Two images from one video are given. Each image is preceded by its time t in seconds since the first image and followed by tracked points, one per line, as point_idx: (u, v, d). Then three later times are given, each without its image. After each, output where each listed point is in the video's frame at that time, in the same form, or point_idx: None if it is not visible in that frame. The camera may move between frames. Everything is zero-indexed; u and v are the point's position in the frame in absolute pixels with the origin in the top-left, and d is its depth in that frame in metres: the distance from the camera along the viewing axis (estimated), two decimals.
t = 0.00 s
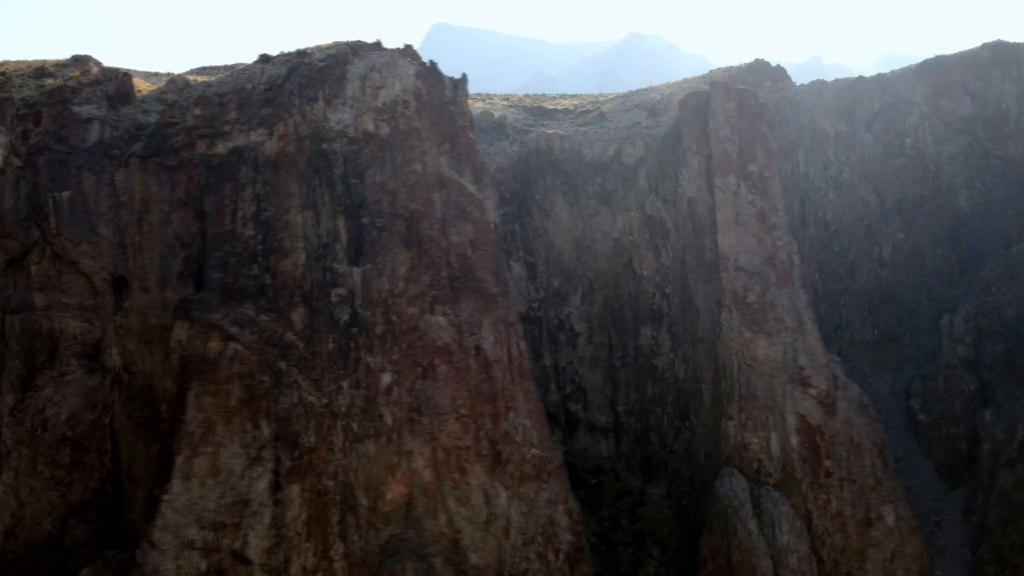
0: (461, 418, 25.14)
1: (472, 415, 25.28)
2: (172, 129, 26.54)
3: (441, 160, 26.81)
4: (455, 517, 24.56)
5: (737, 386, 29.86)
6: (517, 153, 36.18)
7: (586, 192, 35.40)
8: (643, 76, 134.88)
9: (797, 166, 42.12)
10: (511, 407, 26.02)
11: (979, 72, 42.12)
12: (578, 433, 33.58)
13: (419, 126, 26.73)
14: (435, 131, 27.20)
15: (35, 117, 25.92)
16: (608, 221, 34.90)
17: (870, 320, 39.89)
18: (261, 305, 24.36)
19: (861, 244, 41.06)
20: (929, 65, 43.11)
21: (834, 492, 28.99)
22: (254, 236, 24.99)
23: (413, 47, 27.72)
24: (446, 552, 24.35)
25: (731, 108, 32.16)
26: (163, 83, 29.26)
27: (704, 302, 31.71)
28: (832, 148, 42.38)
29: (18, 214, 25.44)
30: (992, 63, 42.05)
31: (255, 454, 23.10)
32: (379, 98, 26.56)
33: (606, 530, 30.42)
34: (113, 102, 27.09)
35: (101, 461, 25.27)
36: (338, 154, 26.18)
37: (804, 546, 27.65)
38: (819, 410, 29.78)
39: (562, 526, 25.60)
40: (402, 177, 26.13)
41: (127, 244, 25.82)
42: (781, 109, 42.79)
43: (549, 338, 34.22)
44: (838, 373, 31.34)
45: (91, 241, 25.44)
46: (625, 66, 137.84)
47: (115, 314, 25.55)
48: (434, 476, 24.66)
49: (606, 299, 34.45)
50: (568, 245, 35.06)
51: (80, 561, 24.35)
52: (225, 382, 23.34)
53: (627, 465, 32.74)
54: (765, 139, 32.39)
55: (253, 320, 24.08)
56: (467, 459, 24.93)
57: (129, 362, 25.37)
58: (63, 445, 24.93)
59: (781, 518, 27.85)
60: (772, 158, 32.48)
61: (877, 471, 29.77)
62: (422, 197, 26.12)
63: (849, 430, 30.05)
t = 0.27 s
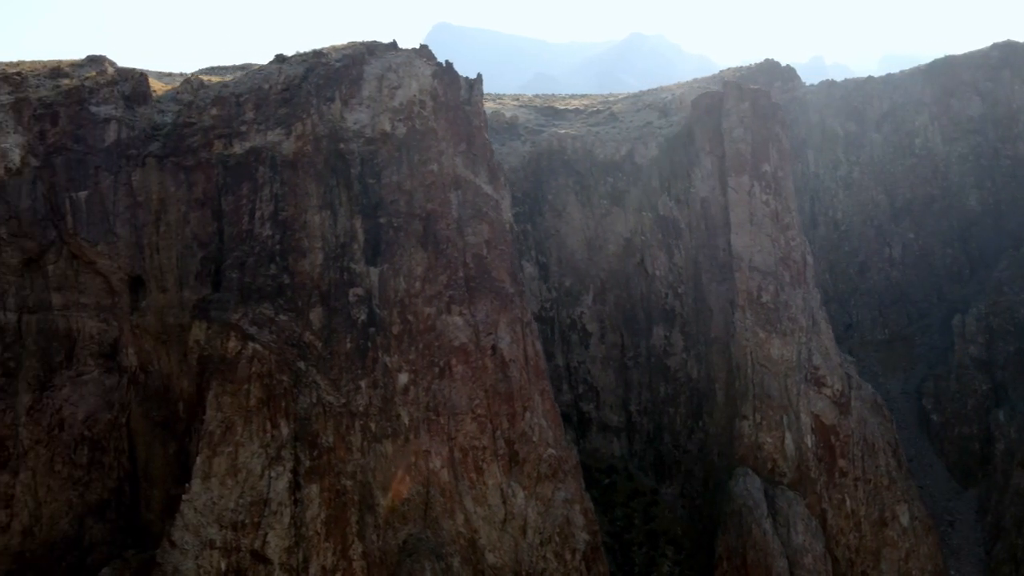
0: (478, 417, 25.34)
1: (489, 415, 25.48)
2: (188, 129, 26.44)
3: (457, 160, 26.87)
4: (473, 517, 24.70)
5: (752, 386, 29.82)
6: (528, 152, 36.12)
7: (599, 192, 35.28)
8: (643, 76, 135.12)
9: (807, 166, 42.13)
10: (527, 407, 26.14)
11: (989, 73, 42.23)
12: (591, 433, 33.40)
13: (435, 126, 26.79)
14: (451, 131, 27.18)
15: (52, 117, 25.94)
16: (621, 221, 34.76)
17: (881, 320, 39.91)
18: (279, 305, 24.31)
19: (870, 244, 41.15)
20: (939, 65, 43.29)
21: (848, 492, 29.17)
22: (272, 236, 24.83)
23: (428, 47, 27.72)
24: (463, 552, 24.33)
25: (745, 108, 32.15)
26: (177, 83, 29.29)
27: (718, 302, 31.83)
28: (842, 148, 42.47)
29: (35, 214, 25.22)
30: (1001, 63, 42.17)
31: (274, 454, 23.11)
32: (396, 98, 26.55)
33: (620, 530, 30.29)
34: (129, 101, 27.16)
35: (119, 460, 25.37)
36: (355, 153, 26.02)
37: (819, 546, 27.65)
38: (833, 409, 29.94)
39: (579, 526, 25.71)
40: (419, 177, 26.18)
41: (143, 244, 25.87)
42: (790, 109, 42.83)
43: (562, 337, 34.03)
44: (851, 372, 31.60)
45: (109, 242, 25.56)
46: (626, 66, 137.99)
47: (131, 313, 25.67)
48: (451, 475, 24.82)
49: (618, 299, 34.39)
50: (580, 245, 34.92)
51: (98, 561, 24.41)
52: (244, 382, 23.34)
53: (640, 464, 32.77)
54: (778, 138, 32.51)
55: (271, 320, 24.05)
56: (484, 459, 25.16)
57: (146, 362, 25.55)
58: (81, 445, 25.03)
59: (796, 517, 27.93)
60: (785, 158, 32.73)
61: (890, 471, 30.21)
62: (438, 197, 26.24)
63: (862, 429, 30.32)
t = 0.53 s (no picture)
0: (496, 417, 25.36)
1: (507, 414, 25.50)
2: (207, 129, 26.56)
3: (474, 160, 27.07)
4: (491, 516, 24.67)
5: (767, 386, 29.85)
6: (541, 153, 36.19)
7: (611, 192, 35.35)
8: (645, 76, 135.28)
9: (818, 165, 42.13)
10: (545, 407, 26.20)
11: (1000, 73, 42.15)
12: (604, 433, 33.46)
13: (453, 126, 26.91)
14: (469, 131, 27.42)
15: (70, 117, 25.97)
16: (633, 221, 34.88)
17: (891, 320, 39.94)
18: (299, 305, 24.43)
19: (881, 244, 41.21)
20: (949, 66, 43.29)
21: (863, 491, 29.12)
22: (291, 236, 25.06)
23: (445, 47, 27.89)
24: (482, 551, 24.37)
25: (759, 108, 32.19)
26: (194, 83, 29.37)
27: (732, 302, 31.90)
28: (852, 148, 42.60)
29: (54, 214, 25.26)
30: (1011, 63, 42.08)
31: (294, 453, 23.10)
32: (414, 98, 26.56)
33: (635, 529, 30.33)
34: (147, 102, 27.20)
35: (137, 460, 25.41)
36: (373, 154, 26.13)
37: (835, 546, 27.60)
38: (848, 409, 29.91)
39: (596, 526, 25.79)
40: (437, 177, 26.25)
41: (161, 244, 25.89)
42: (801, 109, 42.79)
43: (575, 337, 34.16)
44: (866, 372, 31.63)
45: (127, 242, 25.58)
46: (628, 66, 138.11)
47: (148, 313, 25.61)
48: (470, 475, 24.83)
49: (631, 300, 34.48)
50: (593, 245, 34.98)
51: (116, 561, 24.40)
52: (263, 382, 23.32)
53: (654, 464, 32.81)
54: (793, 139, 32.57)
55: (291, 320, 24.17)
56: (502, 459, 25.13)
57: (163, 362, 25.51)
58: (99, 445, 25.04)
59: (812, 518, 27.82)
60: (800, 158, 32.75)
61: (906, 472, 30.25)
62: (456, 197, 26.37)
63: (878, 429, 30.36)
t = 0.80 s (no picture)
0: (514, 417, 25.42)
1: (525, 414, 25.58)
2: (225, 129, 26.81)
3: (491, 160, 27.12)
4: (509, 516, 24.62)
5: (783, 385, 30.34)
6: (554, 154, 35.93)
7: (625, 192, 35.15)
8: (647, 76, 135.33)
9: (829, 166, 42.13)
10: (563, 407, 26.16)
11: (1011, 73, 42.15)
12: (617, 433, 32.57)
13: (471, 126, 27.10)
14: (486, 131, 27.62)
15: (89, 117, 26.08)
16: (647, 221, 34.76)
17: (903, 319, 39.62)
18: (317, 305, 24.50)
19: (893, 244, 41.12)
20: (959, 65, 43.12)
21: (879, 491, 29.04)
22: (309, 236, 25.10)
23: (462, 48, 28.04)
24: (500, 551, 24.33)
25: (774, 109, 33.48)
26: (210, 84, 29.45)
27: (747, 302, 32.49)
28: (863, 149, 42.57)
29: (72, 214, 25.23)
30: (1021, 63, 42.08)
31: (314, 453, 23.25)
32: (432, 98, 26.81)
33: (649, 530, 29.93)
34: (165, 101, 27.33)
35: (154, 460, 25.33)
36: (392, 154, 26.19)
37: (851, 546, 27.51)
38: (864, 409, 30.00)
39: (614, 526, 25.60)
40: (454, 178, 26.34)
41: (179, 244, 25.98)
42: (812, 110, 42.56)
43: (589, 338, 33.52)
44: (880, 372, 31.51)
45: (143, 242, 25.52)
46: (630, 66, 138.11)
47: (166, 313, 25.61)
48: (488, 475, 24.76)
49: (644, 300, 34.14)
50: (606, 245, 34.57)
51: (134, 561, 24.53)
52: (286, 381, 23.63)
53: (667, 464, 31.99)
54: (806, 140, 33.76)
55: (310, 320, 24.27)
56: (521, 459, 25.19)
57: (181, 362, 25.54)
58: (116, 445, 24.99)
59: (828, 517, 27.92)
60: (813, 160, 33.73)
61: (922, 471, 29.74)
62: (473, 198, 26.44)
63: (893, 429, 30.20)
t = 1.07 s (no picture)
0: (532, 417, 25.41)
1: (542, 414, 25.56)
2: (242, 130, 26.61)
3: (509, 161, 27.34)
4: (527, 516, 24.68)
5: (798, 386, 30.04)
6: (566, 154, 36.30)
7: (637, 192, 35.36)
8: (648, 76, 135.49)
9: (840, 165, 41.98)
10: (579, 406, 26.29)
11: (1021, 73, 42.17)
12: (631, 432, 33.45)
13: (488, 126, 27.13)
14: (504, 132, 27.77)
15: (106, 117, 26.05)
16: (659, 221, 34.89)
17: (913, 320, 39.92)
18: (337, 305, 24.52)
19: (903, 244, 41.17)
20: (969, 66, 43.34)
21: (894, 491, 29.18)
22: (328, 237, 25.18)
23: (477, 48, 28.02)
24: (518, 550, 24.29)
25: (789, 109, 32.40)
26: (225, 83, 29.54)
27: (761, 302, 32.10)
28: (873, 149, 42.67)
29: (90, 214, 25.25)
30: None
31: (334, 453, 23.34)
32: (450, 99, 26.74)
33: (664, 528, 30.05)
34: (182, 102, 27.30)
35: (172, 460, 25.36)
36: (410, 154, 26.18)
37: (867, 546, 27.53)
38: (879, 409, 29.96)
39: (631, 525, 25.84)
40: (472, 178, 26.36)
41: (197, 244, 25.92)
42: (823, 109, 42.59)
43: (602, 338, 34.25)
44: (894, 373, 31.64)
45: (162, 242, 25.61)
46: (631, 66, 138.22)
47: (184, 314, 25.66)
48: (506, 475, 24.89)
49: (657, 300, 34.50)
50: (619, 244, 34.96)
51: (152, 561, 24.41)
52: (304, 382, 23.64)
53: (680, 464, 32.72)
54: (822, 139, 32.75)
55: (329, 320, 24.32)
56: (538, 458, 25.22)
57: (198, 362, 25.50)
58: (135, 445, 25.07)
59: (843, 517, 27.81)
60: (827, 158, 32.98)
61: (936, 472, 30.33)
62: (490, 198, 26.49)
63: (907, 429, 30.39)
